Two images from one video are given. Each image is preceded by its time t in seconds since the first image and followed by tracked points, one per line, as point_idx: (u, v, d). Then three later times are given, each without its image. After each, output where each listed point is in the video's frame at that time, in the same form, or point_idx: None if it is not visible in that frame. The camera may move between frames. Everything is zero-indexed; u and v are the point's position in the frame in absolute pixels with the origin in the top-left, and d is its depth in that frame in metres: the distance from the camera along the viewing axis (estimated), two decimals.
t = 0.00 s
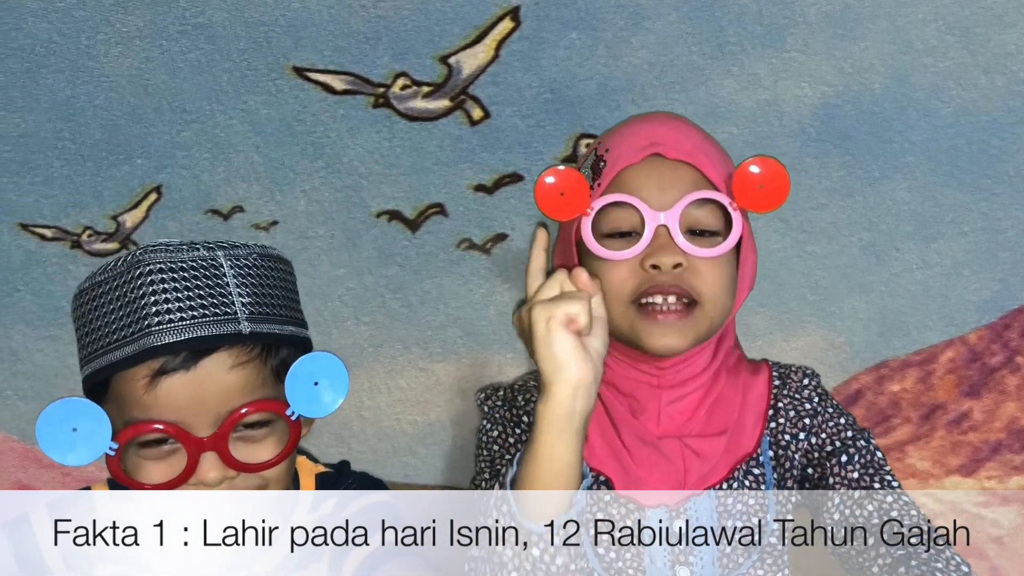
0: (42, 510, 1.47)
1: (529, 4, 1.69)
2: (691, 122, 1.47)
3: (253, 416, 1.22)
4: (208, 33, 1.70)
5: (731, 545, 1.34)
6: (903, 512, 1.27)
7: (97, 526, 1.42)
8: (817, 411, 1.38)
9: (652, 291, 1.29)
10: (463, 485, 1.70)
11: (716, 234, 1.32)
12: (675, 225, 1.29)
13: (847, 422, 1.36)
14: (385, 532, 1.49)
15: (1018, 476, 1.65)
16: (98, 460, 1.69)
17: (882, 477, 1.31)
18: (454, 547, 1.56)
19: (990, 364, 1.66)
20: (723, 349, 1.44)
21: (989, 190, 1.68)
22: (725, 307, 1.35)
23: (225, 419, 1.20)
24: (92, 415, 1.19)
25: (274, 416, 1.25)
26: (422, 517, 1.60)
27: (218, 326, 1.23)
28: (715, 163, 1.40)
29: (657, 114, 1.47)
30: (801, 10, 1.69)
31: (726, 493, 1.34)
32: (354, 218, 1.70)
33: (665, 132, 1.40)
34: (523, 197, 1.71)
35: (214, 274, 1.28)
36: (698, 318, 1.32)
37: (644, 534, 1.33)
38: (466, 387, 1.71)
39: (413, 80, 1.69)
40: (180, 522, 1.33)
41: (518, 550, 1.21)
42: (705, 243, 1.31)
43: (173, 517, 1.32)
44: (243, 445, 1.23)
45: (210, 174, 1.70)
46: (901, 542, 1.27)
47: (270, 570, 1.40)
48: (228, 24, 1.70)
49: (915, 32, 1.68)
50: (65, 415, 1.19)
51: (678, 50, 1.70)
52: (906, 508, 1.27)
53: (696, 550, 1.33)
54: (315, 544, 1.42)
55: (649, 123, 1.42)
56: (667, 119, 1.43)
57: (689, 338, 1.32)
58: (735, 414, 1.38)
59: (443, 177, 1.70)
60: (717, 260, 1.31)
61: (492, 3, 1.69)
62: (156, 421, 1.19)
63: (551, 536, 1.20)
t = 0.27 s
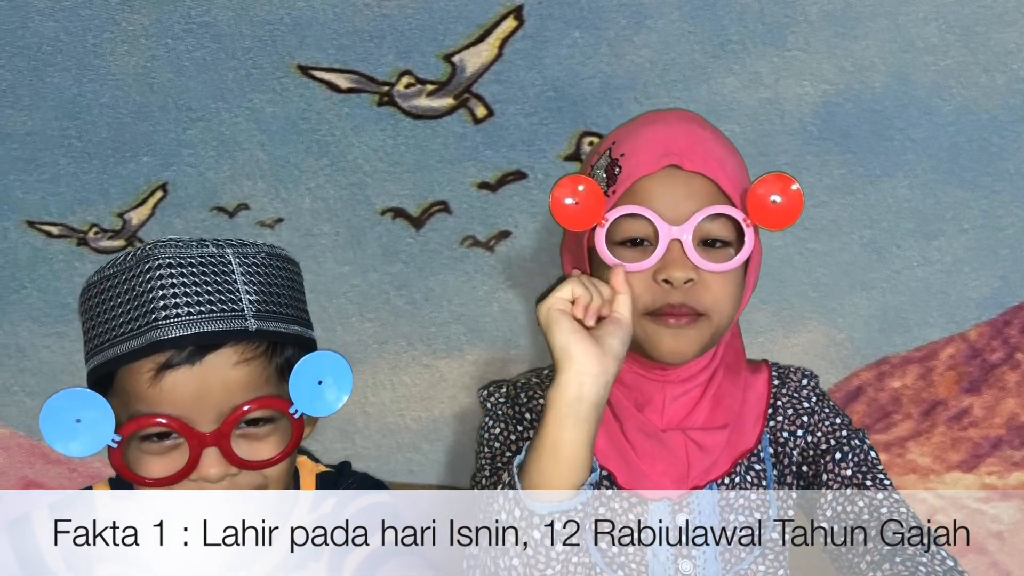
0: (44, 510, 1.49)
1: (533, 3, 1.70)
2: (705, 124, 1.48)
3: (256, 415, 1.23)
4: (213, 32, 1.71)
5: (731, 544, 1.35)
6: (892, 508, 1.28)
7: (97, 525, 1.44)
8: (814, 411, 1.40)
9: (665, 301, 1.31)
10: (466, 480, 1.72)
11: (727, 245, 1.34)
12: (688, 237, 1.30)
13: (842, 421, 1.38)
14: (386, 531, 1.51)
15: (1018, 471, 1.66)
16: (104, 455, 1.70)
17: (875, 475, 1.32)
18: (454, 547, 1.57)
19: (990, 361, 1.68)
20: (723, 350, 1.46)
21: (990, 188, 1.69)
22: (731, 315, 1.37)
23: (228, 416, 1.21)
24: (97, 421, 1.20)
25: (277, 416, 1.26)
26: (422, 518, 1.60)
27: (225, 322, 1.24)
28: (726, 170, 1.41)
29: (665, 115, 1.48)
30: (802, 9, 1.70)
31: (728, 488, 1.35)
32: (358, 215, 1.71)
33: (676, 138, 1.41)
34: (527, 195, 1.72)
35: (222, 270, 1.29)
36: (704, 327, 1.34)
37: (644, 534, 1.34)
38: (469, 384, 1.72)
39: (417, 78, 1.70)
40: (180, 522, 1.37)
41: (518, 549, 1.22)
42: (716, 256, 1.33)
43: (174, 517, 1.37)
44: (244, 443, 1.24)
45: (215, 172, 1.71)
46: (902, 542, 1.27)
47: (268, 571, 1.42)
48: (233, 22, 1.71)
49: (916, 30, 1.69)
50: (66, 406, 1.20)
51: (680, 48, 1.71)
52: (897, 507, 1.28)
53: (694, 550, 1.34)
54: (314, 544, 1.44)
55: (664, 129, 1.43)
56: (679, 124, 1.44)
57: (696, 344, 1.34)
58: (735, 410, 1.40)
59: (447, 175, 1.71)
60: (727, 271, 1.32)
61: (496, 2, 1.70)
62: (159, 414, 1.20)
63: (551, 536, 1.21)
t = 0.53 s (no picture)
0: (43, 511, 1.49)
1: (536, 2, 1.71)
2: (702, 122, 1.48)
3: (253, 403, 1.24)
4: (219, 31, 1.72)
5: (731, 544, 1.37)
6: (886, 508, 1.27)
7: (97, 526, 1.44)
8: (809, 410, 1.39)
9: (655, 299, 1.31)
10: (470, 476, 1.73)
11: (721, 244, 1.34)
12: (681, 235, 1.30)
13: (836, 420, 1.37)
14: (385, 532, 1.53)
15: (1018, 467, 1.67)
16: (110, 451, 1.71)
17: (869, 475, 1.32)
18: (454, 547, 1.61)
19: (990, 357, 1.68)
20: (720, 350, 1.43)
21: (990, 185, 1.70)
22: (724, 315, 1.37)
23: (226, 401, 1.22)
24: (99, 401, 1.20)
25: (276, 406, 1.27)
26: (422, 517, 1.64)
27: (224, 308, 1.26)
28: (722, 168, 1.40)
29: (663, 113, 1.48)
30: (804, 8, 1.71)
31: (723, 488, 1.37)
32: (363, 213, 1.72)
33: (671, 135, 1.40)
34: (530, 193, 1.73)
35: (219, 259, 1.31)
36: (696, 326, 1.34)
37: (644, 534, 1.36)
38: (473, 380, 1.73)
39: (421, 76, 1.71)
40: (180, 522, 1.35)
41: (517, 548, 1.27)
42: (711, 254, 1.33)
43: (173, 517, 1.34)
44: (242, 431, 1.25)
45: (221, 169, 1.72)
46: (902, 542, 1.26)
47: (267, 570, 1.42)
48: (238, 21, 1.72)
49: (916, 29, 1.70)
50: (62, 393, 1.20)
51: (682, 47, 1.72)
52: (891, 507, 1.27)
53: (692, 548, 1.36)
54: (315, 544, 1.44)
55: (658, 127, 1.42)
56: (675, 120, 1.44)
57: (688, 345, 1.34)
58: (731, 410, 1.40)
59: (451, 173, 1.72)
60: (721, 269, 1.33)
61: (499, 1, 1.71)
62: (157, 399, 1.21)
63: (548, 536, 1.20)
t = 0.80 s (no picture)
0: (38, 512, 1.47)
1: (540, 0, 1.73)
2: (699, 124, 1.47)
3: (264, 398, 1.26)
4: (224, 29, 1.73)
5: (730, 544, 1.36)
6: (886, 510, 1.27)
7: (98, 525, 1.44)
8: (807, 412, 1.38)
9: (644, 306, 1.31)
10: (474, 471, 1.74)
11: (710, 251, 1.32)
12: (668, 242, 1.28)
13: (834, 422, 1.37)
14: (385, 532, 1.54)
15: (1019, 463, 1.68)
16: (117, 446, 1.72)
17: (867, 476, 1.31)
18: (454, 547, 1.60)
19: (991, 354, 1.70)
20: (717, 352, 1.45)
21: (990, 182, 1.72)
22: (715, 324, 1.36)
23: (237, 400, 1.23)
24: (113, 400, 1.20)
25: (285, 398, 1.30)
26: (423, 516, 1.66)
27: (235, 305, 1.27)
28: (714, 172, 1.39)
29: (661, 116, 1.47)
30: (805, 7, 1.72)
31: (721, 493, 1.36)
32: (368, 210, 1.73)
33: (662, 139, 1.39)
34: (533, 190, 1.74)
35: (226, 258, 1.33)
36: (686, 334, 1.33)
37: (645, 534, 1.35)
38: (476, 376, 1.74)
39: (425, 75, 1.73)
40: (180, 522, 1.36)
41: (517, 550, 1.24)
42: (700, 261, 1.32)
43: (173, 517, 1.35)
44: (253, 428, 1.26)
45: (226, 167, 1.74)
46: (902, 542, 1.25)
47: (267, 570, 1.43)
48: (243, 20, 1.73)
49: (917, 28, 1.71)
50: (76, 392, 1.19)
51: (685, 46, 1.73)
52: (890, 508, 1.27)
53: (693, 549, 1.36)
54: (315, 544, 1.44)
55: (653, 131, 1.41)
56: (671, 123, 1.43)
57: (679, 349, 1.33)
58: (728, 414, 1.40)
59: (455, 170, 1.74)
60: (709, 277, 1.31)
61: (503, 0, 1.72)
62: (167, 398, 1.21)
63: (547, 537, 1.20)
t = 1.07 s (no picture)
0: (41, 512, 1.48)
1: None
2: (696, 125, 1.47)
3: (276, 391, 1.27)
4: (230, 28, 1.74)
5: (730, 544, 1.37)
6: (886, 509, 1.28)
7: (97, 526, 1.43)
8: (807, 411, 1.39)
9: (631, 310, 1.32)
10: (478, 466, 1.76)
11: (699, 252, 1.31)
12: (655, 246, 1.29)
13: (834, 421, 1.38)
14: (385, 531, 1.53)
15: (1018, 458, 1.69)
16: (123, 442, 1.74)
17: (867, 475, 1.32)
18: (454, 547, 1.62)
19: (991, 350, 1.71)
20: (718, 351, 1.46)
21: (990, 180, 1.73)
22: (705, 325, 1.37)
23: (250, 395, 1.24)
24: (131, 394, 1.19)
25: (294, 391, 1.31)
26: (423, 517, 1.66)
27: (247, 300, 1.29)
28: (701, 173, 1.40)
29: (658, 116, 1.48)
30: (807, 6, 1.73)
31: (721, 492, 1.37)
32: (372, 207, 1.75)
33: (650, 142, 1.40)
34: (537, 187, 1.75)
35: (234, 254, 1.35)
36: (677, 336, 1.35)
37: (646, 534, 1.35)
38: (480, 372, 1.76)
39: (429, 73, 1.74)
40: (181, 522, 1.36)
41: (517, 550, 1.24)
42: (689, 264, 1.31)
43: (174, 517, 1.35)
44: (266, 422, 1.27)
45: (232, 165, 1.75)
46: (902, 542, 1.26)
47: (267, 568, 1.42)
48: (249, 19, 1.74)
49: (918, 26, 1.73)
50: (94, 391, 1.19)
51: (687, 44, 1.74)
52: (889, 507, 1.28)
53: (693, 549, 1.36)
54: (315, 544, 1.43)
55: (645, 133, 1.42)
56: (663, 125, 1.44)
57: (668, 349, 1.35)
58: (728, 413, 1.41)
59: (458, 168, 1.75)
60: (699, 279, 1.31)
61: None
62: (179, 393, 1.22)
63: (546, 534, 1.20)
